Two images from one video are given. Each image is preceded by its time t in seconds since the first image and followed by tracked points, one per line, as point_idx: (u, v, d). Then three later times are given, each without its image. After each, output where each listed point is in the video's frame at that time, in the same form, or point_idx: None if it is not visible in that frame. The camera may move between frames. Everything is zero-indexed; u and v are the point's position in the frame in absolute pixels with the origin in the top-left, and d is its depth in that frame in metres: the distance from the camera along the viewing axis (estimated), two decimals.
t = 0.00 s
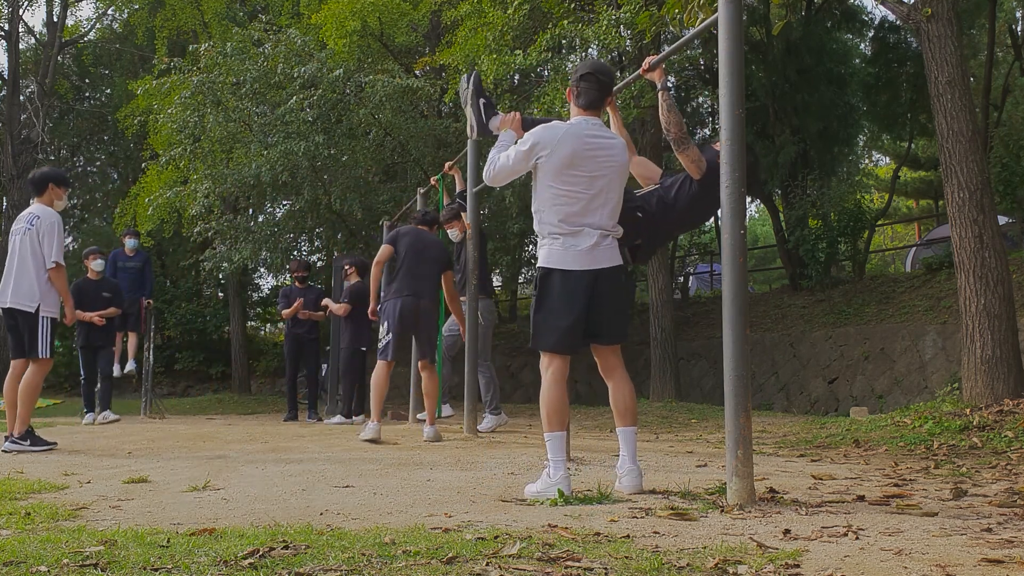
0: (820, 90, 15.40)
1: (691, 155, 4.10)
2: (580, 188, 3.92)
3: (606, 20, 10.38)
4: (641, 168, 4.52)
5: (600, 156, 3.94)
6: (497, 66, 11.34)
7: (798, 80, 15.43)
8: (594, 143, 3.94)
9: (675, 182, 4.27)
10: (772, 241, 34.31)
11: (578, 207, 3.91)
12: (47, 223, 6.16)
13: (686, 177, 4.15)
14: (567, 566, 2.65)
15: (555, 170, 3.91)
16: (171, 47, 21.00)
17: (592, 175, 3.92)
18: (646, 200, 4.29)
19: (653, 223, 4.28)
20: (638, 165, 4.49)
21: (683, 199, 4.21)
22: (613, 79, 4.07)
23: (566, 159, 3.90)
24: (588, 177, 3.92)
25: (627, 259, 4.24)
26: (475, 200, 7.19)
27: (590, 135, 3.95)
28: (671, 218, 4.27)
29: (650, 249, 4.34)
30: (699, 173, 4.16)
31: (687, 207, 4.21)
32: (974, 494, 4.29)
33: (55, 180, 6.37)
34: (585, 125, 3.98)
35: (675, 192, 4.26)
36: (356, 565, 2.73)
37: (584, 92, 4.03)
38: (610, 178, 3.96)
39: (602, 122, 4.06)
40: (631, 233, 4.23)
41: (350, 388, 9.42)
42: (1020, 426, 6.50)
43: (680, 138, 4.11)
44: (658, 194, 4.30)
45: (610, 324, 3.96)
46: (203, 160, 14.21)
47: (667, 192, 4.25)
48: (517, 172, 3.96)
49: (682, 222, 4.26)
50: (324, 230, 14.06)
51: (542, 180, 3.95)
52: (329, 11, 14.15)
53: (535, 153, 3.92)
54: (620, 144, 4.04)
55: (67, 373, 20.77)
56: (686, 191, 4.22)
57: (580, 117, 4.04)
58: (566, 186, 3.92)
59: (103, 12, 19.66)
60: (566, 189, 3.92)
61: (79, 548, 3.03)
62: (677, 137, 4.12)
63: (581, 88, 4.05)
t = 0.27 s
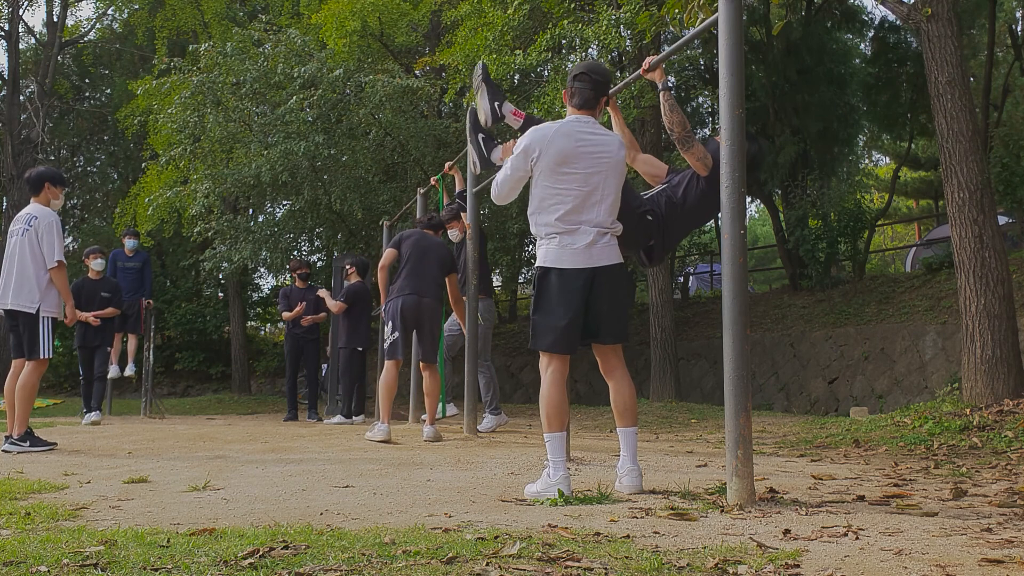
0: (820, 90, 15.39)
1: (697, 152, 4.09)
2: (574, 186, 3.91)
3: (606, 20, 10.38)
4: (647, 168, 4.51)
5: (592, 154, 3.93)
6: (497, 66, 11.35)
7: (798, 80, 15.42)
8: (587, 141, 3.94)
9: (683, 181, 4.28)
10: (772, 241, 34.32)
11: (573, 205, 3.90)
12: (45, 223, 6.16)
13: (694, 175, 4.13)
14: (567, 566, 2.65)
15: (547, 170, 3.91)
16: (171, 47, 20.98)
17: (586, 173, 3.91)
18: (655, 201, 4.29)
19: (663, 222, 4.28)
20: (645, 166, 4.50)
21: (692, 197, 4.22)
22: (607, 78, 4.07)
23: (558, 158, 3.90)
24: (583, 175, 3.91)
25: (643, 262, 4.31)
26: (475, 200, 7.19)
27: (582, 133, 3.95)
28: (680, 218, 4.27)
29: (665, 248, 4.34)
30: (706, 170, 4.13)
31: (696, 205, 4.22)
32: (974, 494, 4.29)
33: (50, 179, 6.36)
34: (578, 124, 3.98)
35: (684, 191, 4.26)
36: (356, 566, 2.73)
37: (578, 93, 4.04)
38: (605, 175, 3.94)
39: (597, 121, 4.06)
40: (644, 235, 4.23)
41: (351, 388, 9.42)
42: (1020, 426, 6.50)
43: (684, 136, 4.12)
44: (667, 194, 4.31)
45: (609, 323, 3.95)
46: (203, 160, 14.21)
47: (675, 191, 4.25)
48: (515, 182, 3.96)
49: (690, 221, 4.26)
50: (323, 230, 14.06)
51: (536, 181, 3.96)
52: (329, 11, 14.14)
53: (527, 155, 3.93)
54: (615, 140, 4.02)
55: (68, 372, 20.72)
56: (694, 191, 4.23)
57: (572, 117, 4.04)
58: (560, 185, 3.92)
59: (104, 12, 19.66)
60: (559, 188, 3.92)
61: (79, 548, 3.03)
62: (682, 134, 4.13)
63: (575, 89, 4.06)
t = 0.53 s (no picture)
0: (820, 90, 15.39)
1: (696, 153, 4.09)
2: (573, 186, 3.91)
3: (606, 20, 10.38)
4: (646, 168, 4.51)
5: (590, 153, 3.93)
6: (497, 66, 11.35)
7: (798, 80, 15.41)
8: (585, 141, 3.94)
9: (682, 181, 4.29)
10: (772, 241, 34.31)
11: (572, 205, 3.91)
12: (40, 223, 6.15)
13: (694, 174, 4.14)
14: (567, 566, 2.65)
15: (547, 170, 3.92)
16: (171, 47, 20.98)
17: (584, 172, 3.91)
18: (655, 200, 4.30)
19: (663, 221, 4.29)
20: (643, 167, 4.49)
21: (691, 198, 4.24)
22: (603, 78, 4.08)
23: (556, 158, 3.91)
24: (581, 175, 3.91)
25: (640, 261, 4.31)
26: (475, 200, 7.20)
27: (580, 133, 3.95)
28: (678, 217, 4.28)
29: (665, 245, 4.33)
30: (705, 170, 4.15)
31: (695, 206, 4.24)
32: (975, 494, 4.28)
33: (49, 179, 6.36)
34: (576, 124, 3.99)
35: (683, 191, 4.28)
36: (356, 566, 2.72)
37: (574, 94, 4.04)
38: (604, 175, 3.94)
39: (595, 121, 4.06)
40: (644, 235, 4.22)
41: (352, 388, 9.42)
42: (1020, 426, 6.50)
43: (683, 137, 4.11)
44: (665, 194, 4.32)
45: (610, 322, 3.94)
46: (203, 160, 14.21)
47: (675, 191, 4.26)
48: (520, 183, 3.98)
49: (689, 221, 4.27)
50: (323, 230, 14.06)
51: (536, 182, 3.97)
52: (329, 11, 14.15)
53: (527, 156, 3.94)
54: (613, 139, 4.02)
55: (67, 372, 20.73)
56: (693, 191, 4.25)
57: (570, 117, 4.04)
58: (558, 185, 3.92)
59: (103, 12, 19.65)
60: (558, 188, 3.92)
61: (79, 548, 3.03)
62: (680, 135, 4.13)
63: (572, 89, 4.05)
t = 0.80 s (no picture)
0: (820, 90, 15.39)
1: (691, 155, 4.09)
2: (567, 185, 3.91)
3: (606, 20, 10.38)
4: (643, 170, 4.46)
5: (586, 152, 3.93)
6: (498, 66, 11.35)
7: (798, 80, 15.41)
8: (579, 140, 3.94)
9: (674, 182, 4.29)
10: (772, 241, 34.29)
11: (564, 204, 3.91)
12: (38, 224, 6.15)
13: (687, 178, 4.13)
14: (568, 566, 2.65)
15: (541, 170, 3.93)
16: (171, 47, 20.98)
17: (576, 172, 3.91)
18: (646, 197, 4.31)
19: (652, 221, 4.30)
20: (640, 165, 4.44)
21: (683, 199, 4.22)
22: (602, 78, 4.09)
23: (551, 158, 3.92)
24: (573, 174, 3.91)
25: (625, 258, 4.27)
26: (475, 200, 7.19)
27: (577, 132, 3.95)
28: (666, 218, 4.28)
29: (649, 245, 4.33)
30: (698, 174, 4.14)
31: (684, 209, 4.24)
32: (974, 494, 4.28)
33: (51, 179, 6.37)
34: (571, 123, 3.99)
35: (675, 192, 4.26)
36: (355, 566, 2.73)
37: (574, 94, 4.05)
38: (597, 174, 3.92)
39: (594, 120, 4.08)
40: (630, 231, 4.25)
41: (352, 388, 9.41)
42: (1020, 426, 6.50)
43: (681, 137, 4.09)
44: (658, 193, 4.31)
45: (604, 322, 3.93)
46: (203, 160, 14.21)
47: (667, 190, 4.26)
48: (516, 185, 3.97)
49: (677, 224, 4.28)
50: (323, 230, 14.06)
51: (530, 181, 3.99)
52: (329, 11, 14.15)
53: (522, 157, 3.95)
54: (611, 138, 4.01)
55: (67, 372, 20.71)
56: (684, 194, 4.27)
57: (568, 117, 4.04)
58: (550, 183, 3.93)
59: (103, 12, 19.65)
60: (553, 188, 3.92)
61: (79, 548, 3.03)
62: (677, 135, 4.11)
63: (571, 89, 4.06)
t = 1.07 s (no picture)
0: (820, 90, 15.39)
1: (684, 157, 4.10)
2: (561, 185, 3.92)
3: (606, 20, 10.38)
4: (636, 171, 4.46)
5: (581, 151, 3.92)
6: (498, 66, 11.35)
7: (798, 81, 15.42)
8: (574, 139, 3.94)
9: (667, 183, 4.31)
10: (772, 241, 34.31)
11: (559, 203, 3.91)
12: (39, 225, 6.16)
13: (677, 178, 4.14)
14: (568, 566, 2.65)
15: (537, 170, 3.95)
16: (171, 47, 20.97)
17: (571, 171, 3.91)
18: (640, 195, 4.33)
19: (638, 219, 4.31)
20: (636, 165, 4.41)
21: (670, 202, 4.28)
22: (596, 74, 4.10)
23: (546, 159, 3.93)
24: (567, 173, 3.92)
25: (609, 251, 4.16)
26: (475, 200, 7.19)
27: (571, 131, 3.95)
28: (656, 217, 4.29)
29: (635, 242, 4.34)
30: (689, 176, 4.17)
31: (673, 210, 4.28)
32: (974, 494, 4.29)
33: (52, 180, 6.37)
34: (565, 122, 3.99)
35: (664, 194, 4.31)
36: (356, 566, 2.72)
37: (569, 91, 4.04)
38: (592, 172, 3.90)
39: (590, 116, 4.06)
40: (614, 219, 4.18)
41: (352, 388, 9.42)
42: (1020, 426, 6.50)
43: (674, 139, 4.08)
44: (647, 193, 4.35)
45: (602, 322, 3.88)
46: (203, 160, 14.21)
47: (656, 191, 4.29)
48: (513, 189, 3.99)
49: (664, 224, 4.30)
50: (324, 230, 14.06)
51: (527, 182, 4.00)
52: (330, 11, 14.15)
53: (517, 159, 3.97)
54: (609, 133, 3.98)
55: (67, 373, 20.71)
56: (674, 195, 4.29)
57: (563, 114, 4.04)
58: (544, 184, 3.94)
59: (104, 12, 19.64)
60: (548, 188, 3.93)
61: (79, 548, 3.03)
62: (671, 137, 4.10)
63: (566, 86, 4.05)
